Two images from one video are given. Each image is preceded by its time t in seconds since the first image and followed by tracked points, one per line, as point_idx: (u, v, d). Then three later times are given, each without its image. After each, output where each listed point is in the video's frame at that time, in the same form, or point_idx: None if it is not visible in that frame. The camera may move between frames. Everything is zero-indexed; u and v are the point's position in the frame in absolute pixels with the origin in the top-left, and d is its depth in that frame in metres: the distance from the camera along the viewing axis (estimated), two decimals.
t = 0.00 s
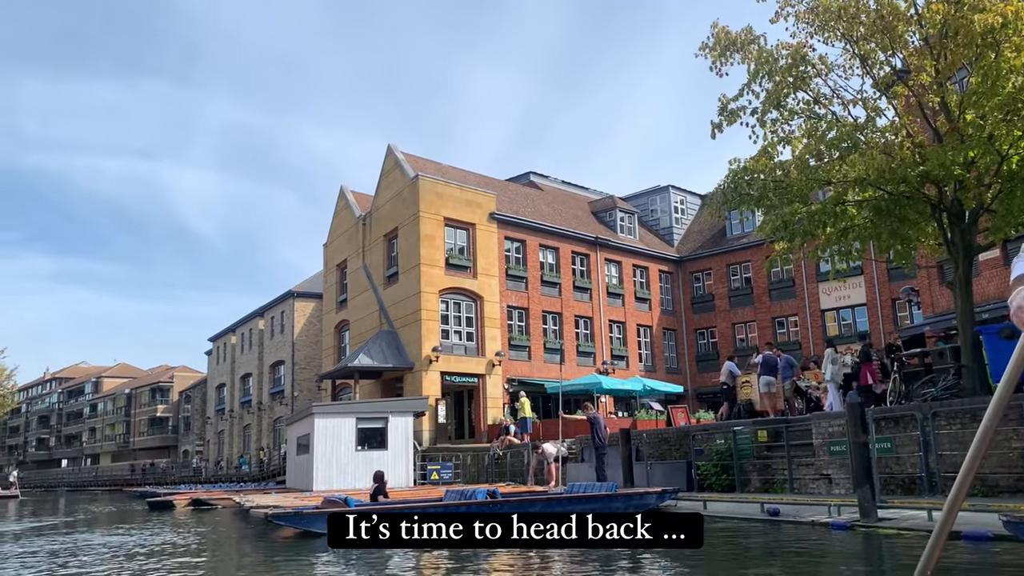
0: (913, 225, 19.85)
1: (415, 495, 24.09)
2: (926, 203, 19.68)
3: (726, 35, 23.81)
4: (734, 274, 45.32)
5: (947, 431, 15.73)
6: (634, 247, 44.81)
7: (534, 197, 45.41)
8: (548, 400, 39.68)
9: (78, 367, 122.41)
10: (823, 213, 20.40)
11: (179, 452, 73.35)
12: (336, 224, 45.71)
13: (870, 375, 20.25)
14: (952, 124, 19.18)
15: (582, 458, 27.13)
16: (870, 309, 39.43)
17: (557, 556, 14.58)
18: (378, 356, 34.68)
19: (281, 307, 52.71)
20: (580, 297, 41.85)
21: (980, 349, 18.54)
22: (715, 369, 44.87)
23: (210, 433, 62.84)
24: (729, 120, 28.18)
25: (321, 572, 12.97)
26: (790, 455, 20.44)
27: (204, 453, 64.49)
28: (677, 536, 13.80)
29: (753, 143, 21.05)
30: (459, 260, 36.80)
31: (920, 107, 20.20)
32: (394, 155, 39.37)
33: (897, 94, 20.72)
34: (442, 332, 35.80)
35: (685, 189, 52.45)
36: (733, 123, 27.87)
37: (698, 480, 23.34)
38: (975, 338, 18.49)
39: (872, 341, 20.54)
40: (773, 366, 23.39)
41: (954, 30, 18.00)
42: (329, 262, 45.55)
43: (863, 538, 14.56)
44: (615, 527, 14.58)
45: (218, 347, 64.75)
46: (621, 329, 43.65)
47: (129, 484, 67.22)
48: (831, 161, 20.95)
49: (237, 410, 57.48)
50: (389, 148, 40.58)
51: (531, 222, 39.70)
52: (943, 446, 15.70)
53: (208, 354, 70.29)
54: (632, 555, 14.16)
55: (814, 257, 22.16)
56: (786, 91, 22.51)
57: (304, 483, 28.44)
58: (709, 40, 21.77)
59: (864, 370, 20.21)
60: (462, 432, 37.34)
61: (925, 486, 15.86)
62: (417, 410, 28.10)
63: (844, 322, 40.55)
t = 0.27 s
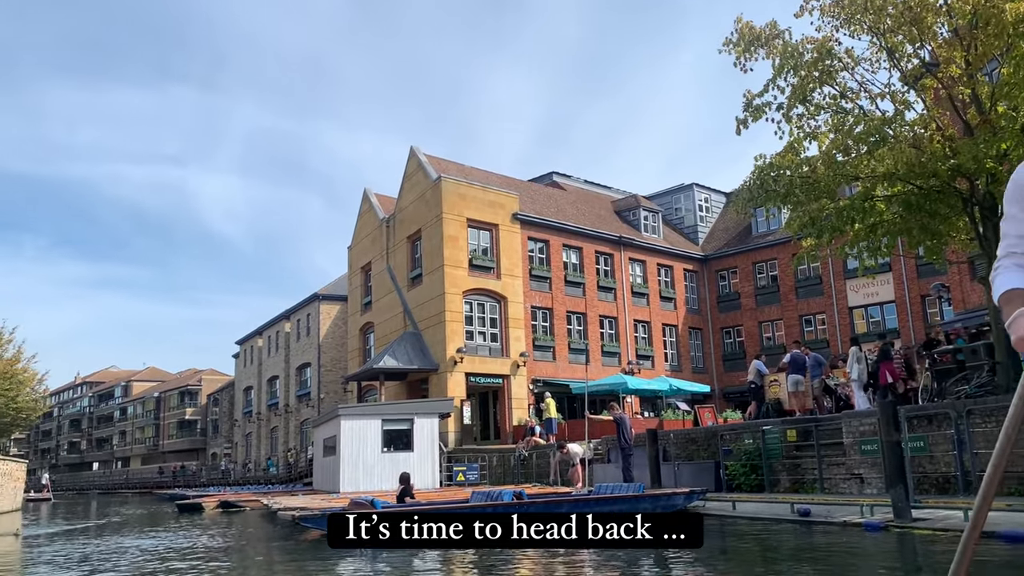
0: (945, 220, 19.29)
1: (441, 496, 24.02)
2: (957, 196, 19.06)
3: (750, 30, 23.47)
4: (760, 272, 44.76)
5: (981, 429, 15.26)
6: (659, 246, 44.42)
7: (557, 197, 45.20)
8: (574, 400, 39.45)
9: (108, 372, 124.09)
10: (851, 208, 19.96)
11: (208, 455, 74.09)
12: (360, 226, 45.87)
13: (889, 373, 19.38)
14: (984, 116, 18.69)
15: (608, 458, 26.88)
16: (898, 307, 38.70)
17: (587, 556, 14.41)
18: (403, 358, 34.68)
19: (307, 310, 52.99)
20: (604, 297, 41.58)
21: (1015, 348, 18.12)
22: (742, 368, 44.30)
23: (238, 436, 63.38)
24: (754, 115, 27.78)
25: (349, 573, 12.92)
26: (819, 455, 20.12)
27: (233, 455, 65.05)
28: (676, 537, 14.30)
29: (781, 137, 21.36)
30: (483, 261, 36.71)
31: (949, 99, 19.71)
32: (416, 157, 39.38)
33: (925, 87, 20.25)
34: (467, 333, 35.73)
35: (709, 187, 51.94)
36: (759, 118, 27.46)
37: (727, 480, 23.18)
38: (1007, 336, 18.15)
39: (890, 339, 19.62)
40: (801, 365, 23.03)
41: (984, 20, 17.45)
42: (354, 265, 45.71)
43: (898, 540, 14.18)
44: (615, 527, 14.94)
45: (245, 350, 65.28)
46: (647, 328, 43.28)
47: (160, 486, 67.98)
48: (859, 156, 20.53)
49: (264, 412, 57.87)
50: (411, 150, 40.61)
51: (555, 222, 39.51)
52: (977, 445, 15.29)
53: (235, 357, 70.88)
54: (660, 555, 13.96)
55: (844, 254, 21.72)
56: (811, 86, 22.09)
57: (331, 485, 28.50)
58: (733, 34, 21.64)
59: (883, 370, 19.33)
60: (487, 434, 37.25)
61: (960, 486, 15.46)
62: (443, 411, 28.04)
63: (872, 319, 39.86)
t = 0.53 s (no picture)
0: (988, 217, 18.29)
1: (474, 498, 23.91)
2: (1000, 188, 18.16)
3: (784, 25, 22.97)
4: (795, 270, 43.98)
5: None
6: (692, 245, 43.86)
7: (588, 196, 44.88)
8: (606, 401, 39.12)
9: (147, 373, 126.30)
10: (890, 204, 19.36)
11: (244, 455, 75.00)
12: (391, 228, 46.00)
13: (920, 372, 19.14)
14: None
15: (642, 459, 26.55)
16: (937, 306, 37.77)
17: (622, 557, 14.18)
18: (435, 358, 34.64)
19: (339, 311, 53.29)
20: (636, 296, 41.16)
21: None
22: (777, 368, 43.56)
23: (274, 436, 64.00)
24: (789, 111, 27.21)
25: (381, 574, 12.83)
26: (858, 455, 19.57)
27: (268, 456, 65.73)
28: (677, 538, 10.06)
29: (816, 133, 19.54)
30: (514, 262, 36.54)
31: (991, 91, 19.08)
32: (447, 158, 39.34)
33: (966, 80, 19.62)
34: (498, 334, 35.61)
35: (743, 185, 51.21)
36: (793, 113, 26.91)
37: (763, 481, 22.65)
38: None
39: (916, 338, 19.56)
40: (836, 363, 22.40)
41: None
42: (386, 267, 45.85)
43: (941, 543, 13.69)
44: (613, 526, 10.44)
45: (279, 351, 65.90)
46: (680, 328, 42.76)
47: (197, 487, 68.94)
48: (897, 152, 19.95)
49: (298, 413, 58.37)
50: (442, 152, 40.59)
51: (586, 222, 39.21)
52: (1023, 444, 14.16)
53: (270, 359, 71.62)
54: (695, 557, 13.68)
55: (882, 252, 21.11)
56: (847, 80, 21.53)
57: (365, 486, 28.56)
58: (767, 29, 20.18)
59: (913, 369, 19.15)
60: (520, 434, 37.10)
61: (1006, 487, 14.55)
62: (475, 412, 27.94)
63: (910, 318, 38.94)
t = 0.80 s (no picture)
0: None
1: (509, 496, 23.78)
2: None
3: (823, 15, 22.40)
4: (833, 266, 43.08)
5: None
6: (728, 241, 43.21)
7: (622, 193, 44.47)
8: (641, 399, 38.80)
9: (186, 372, 128.56)
10: (934, 198, 18.76)
11: (281, 453, 75.90)
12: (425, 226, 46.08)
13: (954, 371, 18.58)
14: None
15: (679, 458, 26.18)
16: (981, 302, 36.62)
17: (658, 556, 13.93)
18: (469, 356, 34.58)
19: (374, 310, 53.57)
20: (671, 294, 40.68)
21: None
22: (815, 366, 42.72)
23: (310, 434, 64.63)
24: (828, 103, 26.59)
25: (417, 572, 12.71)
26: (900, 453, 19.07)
27: (304, 453, 66.40)
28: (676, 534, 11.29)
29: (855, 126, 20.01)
30: (547, 259, 36.31)
31: None
32: (480, 155, 39.25)
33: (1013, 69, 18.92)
34: (532, 332, 35.44)
35: (780, 180, 50.35)
36: (832, 106, 26.28)
37: (802, 480, 22.14)
38: None
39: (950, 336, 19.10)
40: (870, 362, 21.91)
41: None
42: (420, 265, 45.94)
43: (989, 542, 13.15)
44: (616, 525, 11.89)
45: (315, 350, 66.51)
46: (716, 326, 42.17)
47: (236, 483, 69.93)
48: (941, 143, 19.33)
49: (334, 411, 58.85)
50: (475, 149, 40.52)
51: (620, 219, 38.85)
52: None
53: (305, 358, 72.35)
54: (733, 556, 13.41)
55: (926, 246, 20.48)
56: (889, 71, 20.93)
57: (400, 483, 28.61)
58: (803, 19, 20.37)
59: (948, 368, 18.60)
60: (554, 432, 36.94)
61: None
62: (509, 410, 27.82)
63: (952, 315, 37.84)
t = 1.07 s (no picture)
0: None
1: (541, 492, 23.65)
2: None
3: (859, 3, 21.86)
4: (870, 260, 42.20)
5: None
6: (761, 235, 42.55)
7: (653, 188, 44.03)
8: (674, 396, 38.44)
9: (222, 369, 130.51)
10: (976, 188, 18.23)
11: (315, 449, 76.66)
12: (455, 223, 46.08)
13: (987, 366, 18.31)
14: None
15: (714, 454, 25.85)
16: None
17: (692, 554, 13.69)
18: (500, 352, 34.47)
19: (405, 307, 53.75)
20: (704, 289, 40.18)
21: None
22: (852, 361, 41.90)
23: (343, 430, 65.14)
24: (864, 93, 26.00)
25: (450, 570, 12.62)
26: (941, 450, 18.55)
27: (338, 449, 66.95)
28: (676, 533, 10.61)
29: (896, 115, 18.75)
30: (578, 255, 36.06)
31: None
32: (510, 151, 39.10)
33: None
34: (563, 328, 35.24)
35: (815, 173, 49.47)
36: (869, 95, 25.72)
37: (840, 477, 21.54)
38: None
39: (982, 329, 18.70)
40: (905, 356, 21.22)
41: None
42: (451, 262, 45.96)
43: None
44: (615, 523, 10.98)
45: (348, 347, 66.98)
46: (750, 321, 41.57)
47: (271, 479, 70.79)
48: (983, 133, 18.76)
49: (367, 407, 59.23)
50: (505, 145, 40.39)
51: (652, 213, 38.46)
52: None
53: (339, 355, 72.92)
54: (769, 555, 13.14)
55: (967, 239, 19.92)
56: (927, 59, 20.37)
57: (432, 479, 28.64)
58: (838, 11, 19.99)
59: (980, 362, 18.35)
60: (586, 429, 36.75)
61: None
62: (541, 406, 27.68)
63: (992, 309, 36.78)
